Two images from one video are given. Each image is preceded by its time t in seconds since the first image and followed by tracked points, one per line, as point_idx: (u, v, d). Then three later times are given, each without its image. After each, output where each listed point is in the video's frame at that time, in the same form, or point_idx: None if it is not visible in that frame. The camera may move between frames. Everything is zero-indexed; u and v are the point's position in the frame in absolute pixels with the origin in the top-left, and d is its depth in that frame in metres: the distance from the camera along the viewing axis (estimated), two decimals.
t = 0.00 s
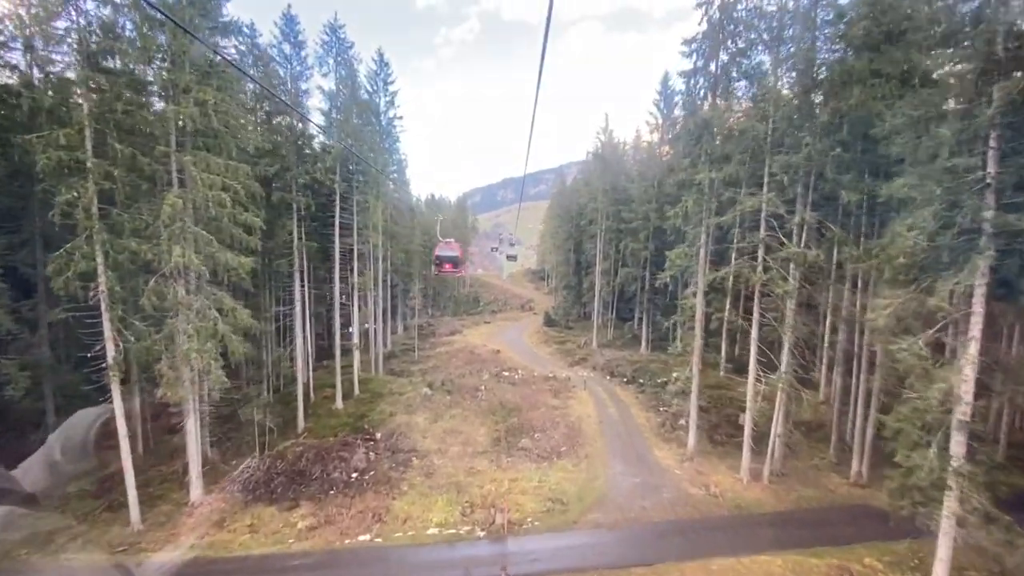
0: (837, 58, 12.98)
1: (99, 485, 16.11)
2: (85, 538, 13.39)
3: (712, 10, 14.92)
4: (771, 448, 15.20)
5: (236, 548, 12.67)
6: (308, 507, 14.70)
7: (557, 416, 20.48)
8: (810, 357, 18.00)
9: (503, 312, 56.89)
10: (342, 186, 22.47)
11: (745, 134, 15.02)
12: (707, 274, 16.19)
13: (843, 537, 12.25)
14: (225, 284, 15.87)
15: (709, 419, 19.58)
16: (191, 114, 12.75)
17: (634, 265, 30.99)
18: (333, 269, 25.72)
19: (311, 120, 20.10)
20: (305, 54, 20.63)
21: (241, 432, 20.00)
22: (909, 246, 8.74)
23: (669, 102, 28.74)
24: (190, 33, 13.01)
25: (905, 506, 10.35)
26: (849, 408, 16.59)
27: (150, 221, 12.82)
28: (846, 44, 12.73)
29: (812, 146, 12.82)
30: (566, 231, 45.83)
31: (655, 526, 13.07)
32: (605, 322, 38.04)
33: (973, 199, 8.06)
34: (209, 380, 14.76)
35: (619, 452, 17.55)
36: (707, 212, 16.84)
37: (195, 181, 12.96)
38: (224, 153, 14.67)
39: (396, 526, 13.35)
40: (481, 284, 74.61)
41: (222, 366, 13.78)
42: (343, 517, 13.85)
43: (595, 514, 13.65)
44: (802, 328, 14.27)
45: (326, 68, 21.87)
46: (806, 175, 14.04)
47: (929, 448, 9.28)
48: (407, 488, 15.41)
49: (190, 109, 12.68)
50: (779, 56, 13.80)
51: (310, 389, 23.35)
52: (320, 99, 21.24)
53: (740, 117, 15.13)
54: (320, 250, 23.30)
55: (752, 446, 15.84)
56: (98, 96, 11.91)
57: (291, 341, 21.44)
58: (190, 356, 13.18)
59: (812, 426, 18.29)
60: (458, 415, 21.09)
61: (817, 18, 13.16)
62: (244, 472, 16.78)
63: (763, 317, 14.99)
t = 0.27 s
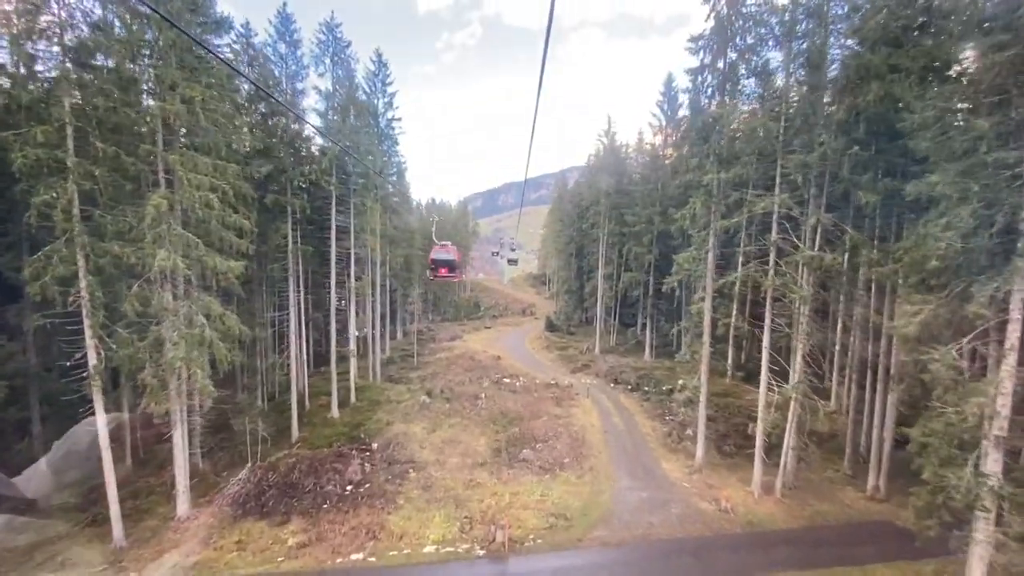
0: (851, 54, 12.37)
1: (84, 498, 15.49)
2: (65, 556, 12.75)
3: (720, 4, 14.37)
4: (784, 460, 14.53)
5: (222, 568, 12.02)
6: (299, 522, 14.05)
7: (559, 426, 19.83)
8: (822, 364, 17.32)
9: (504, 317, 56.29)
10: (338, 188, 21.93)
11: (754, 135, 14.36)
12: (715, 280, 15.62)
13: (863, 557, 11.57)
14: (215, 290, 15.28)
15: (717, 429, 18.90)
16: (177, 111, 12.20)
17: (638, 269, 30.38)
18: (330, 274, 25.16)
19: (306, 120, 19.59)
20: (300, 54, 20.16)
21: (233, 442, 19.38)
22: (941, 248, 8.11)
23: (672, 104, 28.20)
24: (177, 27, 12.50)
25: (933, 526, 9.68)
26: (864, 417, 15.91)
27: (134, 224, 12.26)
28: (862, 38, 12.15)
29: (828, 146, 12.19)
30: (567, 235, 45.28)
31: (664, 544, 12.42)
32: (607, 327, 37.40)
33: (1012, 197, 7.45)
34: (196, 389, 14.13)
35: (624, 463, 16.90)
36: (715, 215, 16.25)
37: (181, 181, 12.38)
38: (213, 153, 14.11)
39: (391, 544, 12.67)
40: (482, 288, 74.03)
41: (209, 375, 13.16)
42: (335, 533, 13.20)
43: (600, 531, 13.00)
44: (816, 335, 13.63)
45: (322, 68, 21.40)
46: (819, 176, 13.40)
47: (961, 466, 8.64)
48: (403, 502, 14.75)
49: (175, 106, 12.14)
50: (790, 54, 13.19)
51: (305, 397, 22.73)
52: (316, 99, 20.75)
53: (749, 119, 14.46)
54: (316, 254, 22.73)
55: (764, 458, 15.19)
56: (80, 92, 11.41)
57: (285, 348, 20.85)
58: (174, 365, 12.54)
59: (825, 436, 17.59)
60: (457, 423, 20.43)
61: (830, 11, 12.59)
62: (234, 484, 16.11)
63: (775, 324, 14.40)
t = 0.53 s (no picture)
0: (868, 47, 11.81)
1: (69, 510, 14.91)
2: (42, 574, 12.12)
3: None
4: (798, 472, 13.89)
5: None
6: (291, 537, 13.41)
7: (562, 434, 19.18)
8: (835, 372, 16.65)
9: (505, 321, 55.67)
10: (335, 190, 21.41)
11: (766, 133, 13.75)
12: (724, 283, 15.03)
13: None
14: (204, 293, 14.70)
15: (726, 438, 18.23)
16: (164, 108, 11.67)
17: (642, 273, 29.76)
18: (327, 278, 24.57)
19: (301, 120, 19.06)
20: (296, 52, 19.66)
21: (225, 451, 18.77)
22: (977, 249, 7.49)
23: (676, 104, 27.59)
24: (164, 20, 11.97)
25: (965, 548, 9.01)
26: (880, 427, 15.24)
27: (117, 223, 11.68)
28: (880, 30, 11.56)
29: (845, 143, 11.59)
30: (569, 238, 44.71)
31: (672, 561, 11.77)
32: (610, 332, 36.78)
33: None
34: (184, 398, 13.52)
35: (629, 474, 16.25)
36: (724, 216, 15.67)
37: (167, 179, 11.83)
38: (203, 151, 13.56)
39: (385, 563, 11.99)
40: (483, 292, 73.51)
41: (196, 383, 12.55)
42: (327, 551, 12.51)
43: (605, 547, 12.35)
44: (832, 340, 12.99)
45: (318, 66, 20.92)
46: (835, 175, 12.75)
47: (998, 484, 7.98)
48: (399, 516, 14.10)
49: (161, 102, 11.59)
50: (804, 47, 12.54)
51: (301, 404, 22.12)
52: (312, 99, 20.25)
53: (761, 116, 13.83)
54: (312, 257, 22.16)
55: (776, 469, 14.55)
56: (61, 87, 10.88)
57: (280, 354, 20.30)
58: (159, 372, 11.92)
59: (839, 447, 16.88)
60: (456, 432, 19.78)
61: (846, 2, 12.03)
62: (224, 497, 15.49)
63: (788, 330, 13.79)
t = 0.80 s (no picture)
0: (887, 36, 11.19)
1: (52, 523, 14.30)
2: None
3: None
4: (814, 484, 13.24)
5: None
6: (282, 552, 12.80)
7: (565, 442, 18.52)
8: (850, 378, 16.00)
9: (506, 325, 55.01)
10: (332, 191, 20.90)
11: (779, 130, 13.13)
12: (734, 287, 14.43)
13: None
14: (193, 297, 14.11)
15: (736, 446, 17.58)
16: (148, 103, 11.09)
17: (646, 275, 29.14)
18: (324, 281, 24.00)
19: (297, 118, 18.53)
20: (292, 49, 19.14)
21: (217, 460, 18.17)
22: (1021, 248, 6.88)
23: (681, 103, 26.94)
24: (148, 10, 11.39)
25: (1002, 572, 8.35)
26: (898, 436, 14.58)
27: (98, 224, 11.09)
28: (901, 19, 10.96)
29: (864, 138, 11.01)
30: (571, 240, 44.10)
31: None
32: (614, 336, 36.12)
33: None
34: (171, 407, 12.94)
35: (636, 485, 15.59)
36: (734, 216, 15.05)
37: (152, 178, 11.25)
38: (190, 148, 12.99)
39: None
40: (484, 295, 72.88)
41: (183, 391, 11.98)
42: (320, 568, 11.88)
43: (612, 565, 11.70)
44: (850, 345, 12.34)
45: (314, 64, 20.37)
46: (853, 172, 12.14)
47: None
48: (396, 529, 13.47)
49: (145, 96, 11.05)
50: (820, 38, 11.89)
51: (296, 410, 21.52)
52: (308, 97, 19.70)
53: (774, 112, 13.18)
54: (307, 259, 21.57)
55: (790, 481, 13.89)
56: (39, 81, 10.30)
57: (275, 360, 19.73)
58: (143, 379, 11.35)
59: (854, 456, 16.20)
60: (456, 440, 19.13)
61: None
62: (214, 510, 14.87)
63: (802, 335, 13.18)
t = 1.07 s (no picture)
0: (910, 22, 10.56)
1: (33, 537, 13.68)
2: None
3: None
4: (831, 498, 12.55)
5: None
6: (273, 568, 12.18)
7: (569, 450, 17.85)
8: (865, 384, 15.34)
9: (507, 329, 54.33)
10: (328, 191, 20.34)
11: (794, 125, 12.46)
12: (744, 288, 13.76)
13: None
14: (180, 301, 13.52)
15: (746, 454, 16.93)
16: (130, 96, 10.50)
17: (650, 277, 28.50)
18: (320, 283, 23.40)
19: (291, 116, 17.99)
20: (287, 45, 18.60)
21: (209, 469, 17.57)
22: None
23: (686, 101, 26.31)
24: None
25: None
26: (919, 446, 13.89)
27: (76, 224, 10.49)
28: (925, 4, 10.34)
29: (886, 132, 10.38)
30: (573, 242, 43.47)
31: None
32: (617, 339, 35.44)
33: None
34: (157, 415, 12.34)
35: (643, 496, 14.91)
36: (745, 215, 14.40)
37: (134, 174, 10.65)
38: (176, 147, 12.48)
39: None
40: (485, 299, 72.20)
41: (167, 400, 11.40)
42: None
43: None
44: (871, 351, 11.68)
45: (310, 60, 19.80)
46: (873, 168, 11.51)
47: None
48: (393, 544, 12.83)
49: (127, 89, 10.50)
50: (836, 27, 11.15)
51: (292, 417, 20.90)
52: (304, 95, 19.13)
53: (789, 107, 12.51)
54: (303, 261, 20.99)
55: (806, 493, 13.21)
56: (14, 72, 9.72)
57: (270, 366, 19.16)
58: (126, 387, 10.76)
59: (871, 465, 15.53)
60: (455, 448, 18.48)
61: None
62: (203, 522, 14.25)
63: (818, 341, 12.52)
